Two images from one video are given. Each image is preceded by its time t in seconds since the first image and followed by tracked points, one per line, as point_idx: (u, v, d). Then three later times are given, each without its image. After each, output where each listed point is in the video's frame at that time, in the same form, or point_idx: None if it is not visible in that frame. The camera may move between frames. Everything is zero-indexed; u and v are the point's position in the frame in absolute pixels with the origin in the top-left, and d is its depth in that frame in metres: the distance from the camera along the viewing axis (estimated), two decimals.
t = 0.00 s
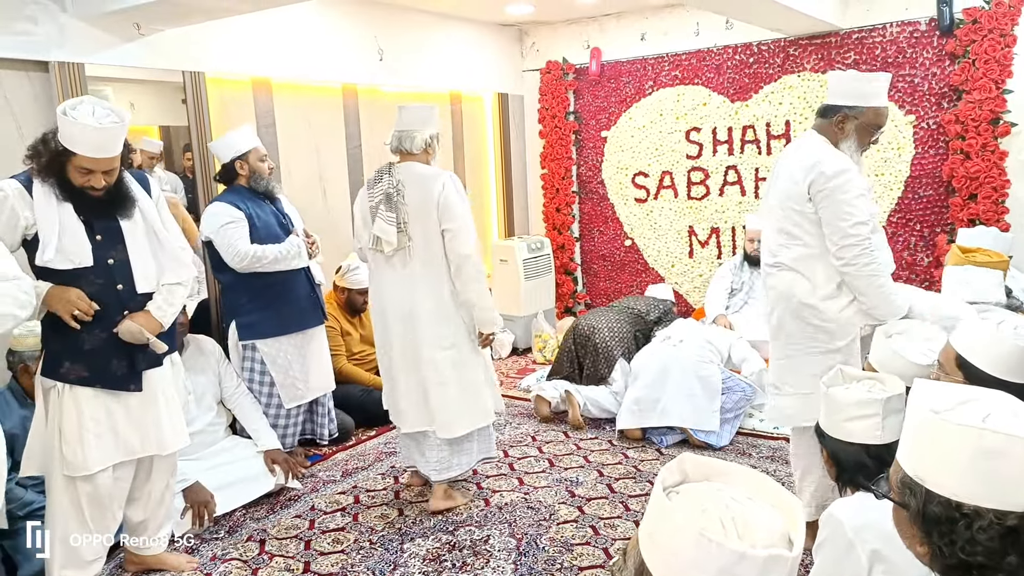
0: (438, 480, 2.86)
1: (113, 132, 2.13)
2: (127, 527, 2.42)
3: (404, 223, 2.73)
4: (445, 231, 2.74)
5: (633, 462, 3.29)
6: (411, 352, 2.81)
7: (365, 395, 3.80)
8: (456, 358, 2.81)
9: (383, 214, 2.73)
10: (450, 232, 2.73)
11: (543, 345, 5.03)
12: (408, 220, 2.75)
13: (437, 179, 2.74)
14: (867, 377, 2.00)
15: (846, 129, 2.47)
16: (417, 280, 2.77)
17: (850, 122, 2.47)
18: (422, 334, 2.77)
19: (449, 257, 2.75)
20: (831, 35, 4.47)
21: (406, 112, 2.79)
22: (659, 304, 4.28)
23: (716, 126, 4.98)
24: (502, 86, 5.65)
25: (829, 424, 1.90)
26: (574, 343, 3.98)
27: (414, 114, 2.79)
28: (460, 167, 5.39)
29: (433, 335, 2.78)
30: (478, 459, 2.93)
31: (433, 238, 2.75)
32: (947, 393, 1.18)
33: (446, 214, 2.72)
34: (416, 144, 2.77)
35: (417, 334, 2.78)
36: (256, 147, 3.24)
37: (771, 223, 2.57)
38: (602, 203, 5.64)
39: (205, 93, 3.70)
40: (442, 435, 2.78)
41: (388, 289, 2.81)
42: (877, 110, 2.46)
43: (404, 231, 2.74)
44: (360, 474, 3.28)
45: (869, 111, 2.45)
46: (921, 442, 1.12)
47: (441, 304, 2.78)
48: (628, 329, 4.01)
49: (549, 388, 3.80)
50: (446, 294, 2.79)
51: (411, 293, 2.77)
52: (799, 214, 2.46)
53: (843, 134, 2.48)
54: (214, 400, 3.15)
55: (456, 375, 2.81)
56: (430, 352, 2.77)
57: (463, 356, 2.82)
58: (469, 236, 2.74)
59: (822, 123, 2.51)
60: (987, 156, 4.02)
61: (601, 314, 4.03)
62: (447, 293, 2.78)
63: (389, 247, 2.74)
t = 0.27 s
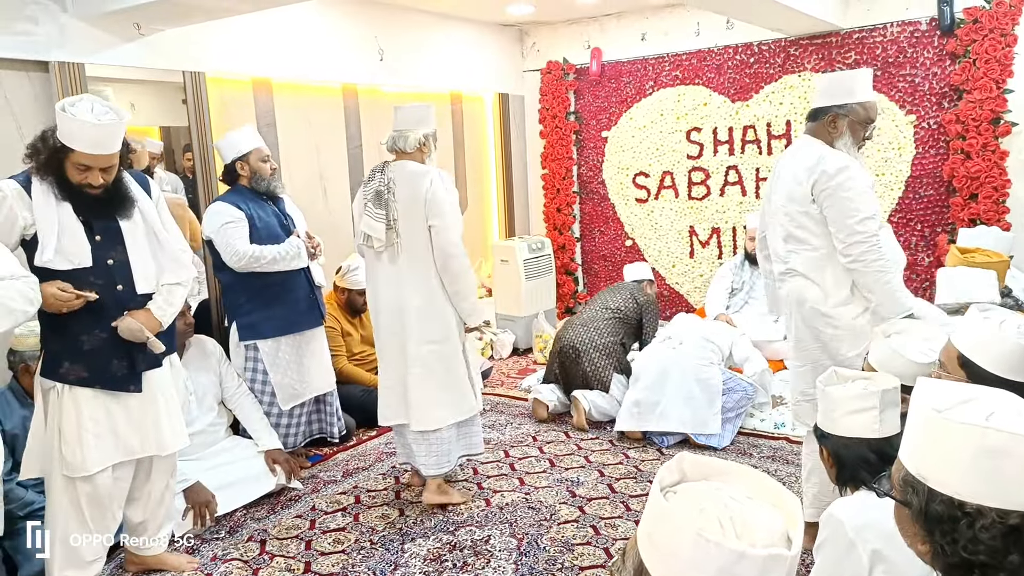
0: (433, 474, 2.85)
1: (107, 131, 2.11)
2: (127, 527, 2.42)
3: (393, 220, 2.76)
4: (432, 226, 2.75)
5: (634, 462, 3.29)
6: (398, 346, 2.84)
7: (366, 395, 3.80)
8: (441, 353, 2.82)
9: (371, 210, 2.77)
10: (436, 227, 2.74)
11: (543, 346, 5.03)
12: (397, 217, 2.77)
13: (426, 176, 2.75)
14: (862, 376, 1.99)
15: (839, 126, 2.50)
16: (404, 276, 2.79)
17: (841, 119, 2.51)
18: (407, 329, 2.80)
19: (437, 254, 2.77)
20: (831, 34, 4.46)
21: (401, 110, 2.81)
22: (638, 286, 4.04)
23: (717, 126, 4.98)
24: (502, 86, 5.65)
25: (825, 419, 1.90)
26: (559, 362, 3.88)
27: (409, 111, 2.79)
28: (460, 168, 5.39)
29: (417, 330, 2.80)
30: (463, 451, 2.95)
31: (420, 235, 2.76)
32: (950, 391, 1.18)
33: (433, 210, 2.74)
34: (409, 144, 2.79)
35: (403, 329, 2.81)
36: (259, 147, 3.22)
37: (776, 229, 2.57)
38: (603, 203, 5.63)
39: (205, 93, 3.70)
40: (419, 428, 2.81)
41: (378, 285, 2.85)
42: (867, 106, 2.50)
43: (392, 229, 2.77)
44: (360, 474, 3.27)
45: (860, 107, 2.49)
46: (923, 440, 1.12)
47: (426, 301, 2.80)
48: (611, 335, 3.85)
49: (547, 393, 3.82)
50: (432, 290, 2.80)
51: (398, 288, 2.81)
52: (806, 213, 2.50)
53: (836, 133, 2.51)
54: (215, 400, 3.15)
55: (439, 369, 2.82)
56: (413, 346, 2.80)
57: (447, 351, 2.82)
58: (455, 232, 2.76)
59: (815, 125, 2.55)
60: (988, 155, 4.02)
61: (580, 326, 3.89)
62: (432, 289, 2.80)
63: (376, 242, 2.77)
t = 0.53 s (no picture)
0: (427, 475, 2.85)
1: (103, 123, 2.12)
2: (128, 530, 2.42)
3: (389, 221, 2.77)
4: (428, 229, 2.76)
5: (634, 463, 3.29)
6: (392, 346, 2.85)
7: (366, 397, 3.80)
8: (433, 353, 2.81)
9: (366, 210, 2.79)
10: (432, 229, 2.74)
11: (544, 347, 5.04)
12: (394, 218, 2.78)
13: (422, 178, 2.75)
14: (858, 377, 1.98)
15: (843, 130, 2.58)
16: (399, 277, 2.79)
17: (844, 124, 2.59)
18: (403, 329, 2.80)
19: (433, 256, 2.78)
20: (831, 36, 4.47)
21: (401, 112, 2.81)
22: (615, 276, 3.84)
23: (717, 128, 4.98)
24: (503, 88, 5.65)
25: (823, 421, 1.89)
26: (556, 380, 3.84)
27: (409, 114, 2.80)
28: (461, 169, 5.39)
29: (412, 331, 2.80)
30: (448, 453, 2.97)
31: (416, 236, 2.77)
32: (951, 394, 1.18)
33: (428, 212, 2.74)
34: (407, 146, 2.79)
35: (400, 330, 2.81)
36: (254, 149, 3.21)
37: (793, 239, 2.64)
38: (603, 205, 5.64)
39: (206, 95, 3.71)
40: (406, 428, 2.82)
41: (376, 285, 2.86)
42: (869, 107, 2.59)
43: (389, 230, 2.78)
44: (360, 476, 3.27)
45: (859, 109, 2.58)
46: (924, 444, 1.12)
47: (419, 302, 2.79)
48: (602, 344, 3.75)
49: (545, 396, 3.83)
50: (428, 291, 2.79)
51: (392, 288, 2.82)
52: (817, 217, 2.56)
53: (841, 137, 2.59)
54: (216, 402, 3.15)
55: (430, 370, 2.81)
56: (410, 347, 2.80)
57: (439, 351, 2.81)
58: (450, 235, 2.74)
59: (817, 134, 2.62)
60: (988, 156, 4.02)
61: (569, 341, 3.79)
62: (425, 290, 2.79)
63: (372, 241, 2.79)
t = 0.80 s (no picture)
0: (426, 477, 2.86)
1: (100, 117, 2.13)
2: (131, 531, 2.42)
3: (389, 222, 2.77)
4: (430, 229, 2.77)
5: (635, 464, 3.29)
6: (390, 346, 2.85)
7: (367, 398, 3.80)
8: (430, 354, 2.81)
9: (365, 211, 2.79)
10: (435, 230, 2.76)
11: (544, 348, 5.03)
12: (394, 219, 2.78)
13: (423, 179, 2.75)
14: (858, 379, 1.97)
15: (877, 134, 2.69)
16: (398, 278, 2.79)
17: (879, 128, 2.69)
18: (403, 331, 2.80)
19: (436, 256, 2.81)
20: (831, 37, 4.47)
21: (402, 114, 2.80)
22: (599, 277, 3.77)
23: (717, 129, 4.98)
24: (503, 89, 5.66)
25: (823, 419, 1.87)
26: (552, 389, 3.82)
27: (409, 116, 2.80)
28: (461, 170, 5.39)
29: (411, 332, 2.79)
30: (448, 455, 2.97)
31: (417, 237, 2.77)
32: (951, 394, 1.18)
33: (429, 213, 2.74)
34: (406, 148, 2.80)
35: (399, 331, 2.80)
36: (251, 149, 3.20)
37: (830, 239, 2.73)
38: (603, 206, 5.64)
39: (206, 96, 3.71)
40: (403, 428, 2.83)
41: (375, 287, 2.86)
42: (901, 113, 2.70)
43: (389, 230, 2.78)
44: (361, 478, 3.27)
45: (892, 113, 2.69)
46: (925, 445, 1.12)
47: (419, 303, 2.79)
48: (596, 351, 3.75)
49: (543, 397, 3.84)
50: (429, 292, 2.79)
51: (389, 289, 2.82)
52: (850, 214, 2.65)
53: (873, 139, 2.70)
54: (217, 404, 3.15)
55: (427, 371, 2.81)
56: (409, 348, 2.80)
57: (437, 352, 2.81)
58: (454, 236, 2.75)
59: (848, 133, 2.75)
60: (989, 157, 4.02)
61: (563, 352, 3.77)
62: (426, 291, 2.79)
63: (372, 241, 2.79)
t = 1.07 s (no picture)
0: (428, 476, 2.86)
1: (103, 116, 2.13)
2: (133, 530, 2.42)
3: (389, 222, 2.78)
4: (431, 230, 2.77)
5: (637, 464, 3.29)
6: (391, 347, 2.85)
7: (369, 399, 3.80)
8: (430, 354, 2.81)
9: (365, 211, 2.79)
10: (435, 231, 2.75)
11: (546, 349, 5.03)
12: (394, 219, 2.78)
13: (424, 180, 2.75)
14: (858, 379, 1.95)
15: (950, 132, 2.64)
16: (399, 278, 2.79)
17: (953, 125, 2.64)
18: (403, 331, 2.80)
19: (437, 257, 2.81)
20: (833, 36, 4.47)
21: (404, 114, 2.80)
22: (578, 288, 3.69)
23: (718, 128, 4.97)
24: (504, 89, 5.65)
25: (825, 419, 1.86)
26: (545, 396, 3.85)
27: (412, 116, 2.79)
28: (462, 170, 5.39)
29: (412, 331, 2.80)
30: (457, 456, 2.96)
31: (417, 237, 2.77)
32: (957, 393, 1.17)
33: (430, 214, 2.74)
34: (407, 148, 2.80)
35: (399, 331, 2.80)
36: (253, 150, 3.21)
37: (894, 236, 2.69)
38: (604, 206, 5.64)
39: (207, 96, 3.71)
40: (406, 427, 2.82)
41: (374, 286, 2.86)
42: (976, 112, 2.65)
43: (389, 230, 2.78)
44: (363, 478, 3.27)
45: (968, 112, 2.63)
46: (928, 445, 1.12)
47: (419, 302, 2.79)
48: (581, 363, 3.72)
49: (540, 398, 3.85)
50: (429, 292, 2.79)
51: (389, 289, 2.82)
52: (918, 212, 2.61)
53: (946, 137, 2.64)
54: (219, 404, 3.16)
55: (426, 372, 2.81)
56: (409, 348, 2.80)
57: (438, 352, 2.81)
58: (453, 238, 2.75)
59: (919, 129, 2.69)
60: (991, 156, 4.01)
61: (552, 366, 3.77)
62: (426, 291, 2.79)
63: (372, 240, 2.79)
